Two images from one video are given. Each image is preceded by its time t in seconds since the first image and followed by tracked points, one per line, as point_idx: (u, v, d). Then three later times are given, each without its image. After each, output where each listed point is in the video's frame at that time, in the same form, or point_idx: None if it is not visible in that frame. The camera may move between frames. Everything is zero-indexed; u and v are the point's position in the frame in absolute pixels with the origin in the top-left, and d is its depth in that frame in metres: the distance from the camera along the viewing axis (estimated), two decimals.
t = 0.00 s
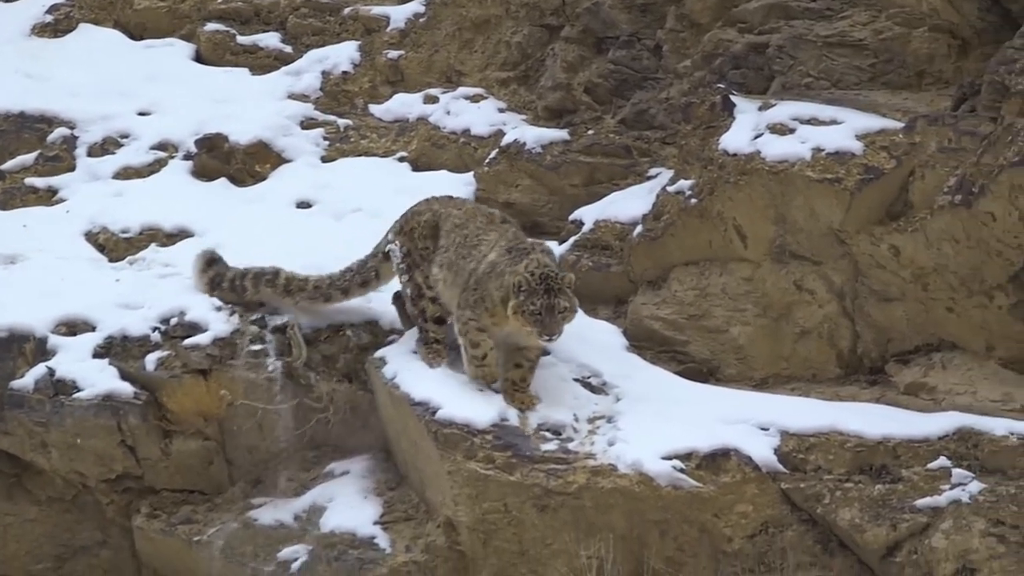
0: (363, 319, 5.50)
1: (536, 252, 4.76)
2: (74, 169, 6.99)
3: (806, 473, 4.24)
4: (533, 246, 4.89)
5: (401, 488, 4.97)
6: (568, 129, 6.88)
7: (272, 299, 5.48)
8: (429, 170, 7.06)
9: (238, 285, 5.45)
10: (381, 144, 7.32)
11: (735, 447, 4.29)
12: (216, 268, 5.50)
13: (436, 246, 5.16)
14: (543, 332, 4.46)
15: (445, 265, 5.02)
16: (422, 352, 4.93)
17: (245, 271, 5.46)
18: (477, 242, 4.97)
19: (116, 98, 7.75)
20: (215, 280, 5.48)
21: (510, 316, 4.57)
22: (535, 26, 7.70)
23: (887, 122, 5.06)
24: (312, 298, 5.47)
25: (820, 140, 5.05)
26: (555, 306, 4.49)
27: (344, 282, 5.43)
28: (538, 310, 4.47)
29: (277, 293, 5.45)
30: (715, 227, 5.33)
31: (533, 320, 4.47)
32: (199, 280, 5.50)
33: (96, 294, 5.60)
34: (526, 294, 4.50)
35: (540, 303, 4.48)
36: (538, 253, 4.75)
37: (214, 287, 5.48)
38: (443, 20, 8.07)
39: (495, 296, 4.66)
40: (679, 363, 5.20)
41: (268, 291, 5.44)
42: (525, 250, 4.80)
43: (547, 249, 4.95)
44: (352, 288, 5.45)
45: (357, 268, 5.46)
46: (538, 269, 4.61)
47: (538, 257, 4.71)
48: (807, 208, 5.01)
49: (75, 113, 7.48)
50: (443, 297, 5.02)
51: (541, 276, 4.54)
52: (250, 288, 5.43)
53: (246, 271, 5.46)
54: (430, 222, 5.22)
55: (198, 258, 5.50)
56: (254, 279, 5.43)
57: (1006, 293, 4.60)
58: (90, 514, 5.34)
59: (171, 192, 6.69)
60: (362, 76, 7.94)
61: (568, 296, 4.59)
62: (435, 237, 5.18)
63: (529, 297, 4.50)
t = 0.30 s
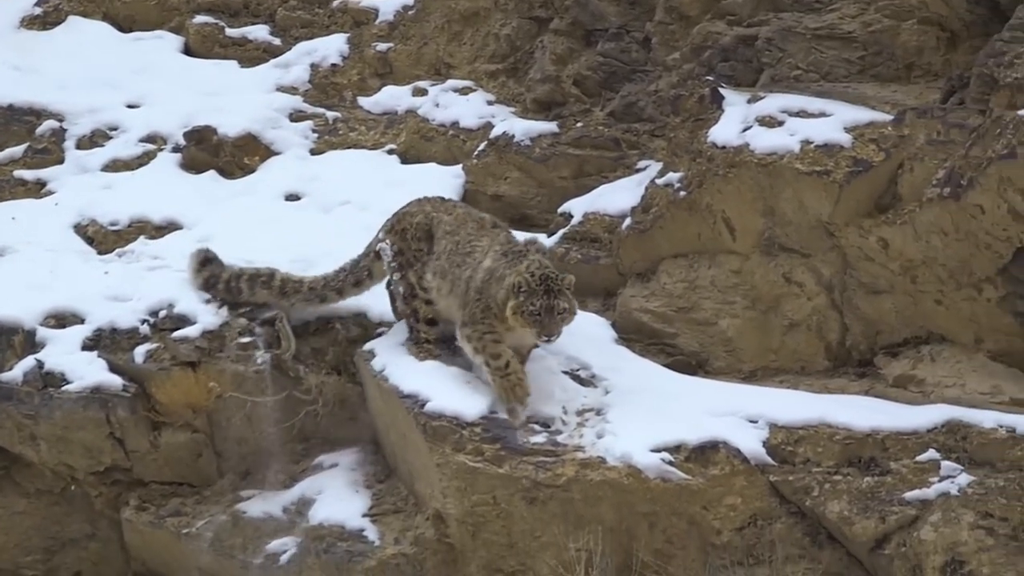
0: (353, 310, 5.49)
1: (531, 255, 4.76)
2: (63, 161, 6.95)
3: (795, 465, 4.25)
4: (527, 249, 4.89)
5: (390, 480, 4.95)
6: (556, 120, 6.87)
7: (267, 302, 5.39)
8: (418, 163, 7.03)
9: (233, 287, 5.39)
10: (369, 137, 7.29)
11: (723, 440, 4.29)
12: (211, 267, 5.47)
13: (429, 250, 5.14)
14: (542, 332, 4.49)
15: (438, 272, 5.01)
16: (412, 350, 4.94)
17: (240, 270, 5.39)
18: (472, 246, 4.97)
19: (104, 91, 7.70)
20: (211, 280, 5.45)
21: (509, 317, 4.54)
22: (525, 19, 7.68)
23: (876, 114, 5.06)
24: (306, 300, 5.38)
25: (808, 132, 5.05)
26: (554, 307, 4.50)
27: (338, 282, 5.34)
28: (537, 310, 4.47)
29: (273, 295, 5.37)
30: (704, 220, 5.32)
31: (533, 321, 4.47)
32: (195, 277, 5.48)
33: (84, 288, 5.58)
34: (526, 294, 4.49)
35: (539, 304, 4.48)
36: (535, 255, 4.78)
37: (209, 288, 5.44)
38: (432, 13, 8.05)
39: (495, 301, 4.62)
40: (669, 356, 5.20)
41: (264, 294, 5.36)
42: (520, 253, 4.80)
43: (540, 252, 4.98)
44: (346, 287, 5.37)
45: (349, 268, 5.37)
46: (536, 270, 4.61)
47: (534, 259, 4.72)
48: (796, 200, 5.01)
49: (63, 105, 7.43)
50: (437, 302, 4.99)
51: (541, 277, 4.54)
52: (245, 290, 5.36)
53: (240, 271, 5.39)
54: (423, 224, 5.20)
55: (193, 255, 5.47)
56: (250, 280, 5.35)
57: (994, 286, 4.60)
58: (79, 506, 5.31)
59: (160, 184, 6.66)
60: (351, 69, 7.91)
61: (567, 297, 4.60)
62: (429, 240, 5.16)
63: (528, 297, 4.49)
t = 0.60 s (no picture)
0: (346, 304, 5.48)
1: (530, 256, 4.71)
2: (55, 155, 6.93)
3: (788, 459, 4.25)
4: (525, 250, 4.82)
5: (382, 474, 4.94)
6: (549, 114, 6.87)
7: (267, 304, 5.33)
8: (410, 157, 7.01)
9: (231, 289, 5.31)
10: (362, 131, 7.27)
11: (716, 434, 4.30)
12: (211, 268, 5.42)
13: (426, 251, 5.07)
14: (545, 332, 4.45)
15: (432, 276, 4.97)
16: (405, 345, 4.92)
17: (240, 271, 5.33)
18: (468, 248, 4.92)
19: (97, 85, 7.67)
20: (210, 281, 5.37)
21: (511, 318, 4.48)
22: (517, 12, 7.69)
23: (868, 108, 5.07)
24: (305, 300, 5.29)
25: (802, 126, 5.05)
26: (557, 306, 4.44)
27: (336, 280, 5.24)
28: (540, 309, 4.42)
29: (272, 296, 5.30)
30: (697, 214, 5.32)
31: (534, 319, 4.42)
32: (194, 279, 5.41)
33: (77, 282, 5.57)
34: (528, 293, 4.43)
35: (542, 303, 4.42)
36: (534, 256, 4.72)
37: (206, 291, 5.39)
38: (425, 7, 8.03)
39: (499, 305, 4.56)
40: (661, 350, 5.20)
41: (264, 295, 5.30)
42: (519, 254, 4.74)
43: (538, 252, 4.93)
44: (343, 284, 5.28)
45: (347, 262, 5.27)
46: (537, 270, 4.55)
47: (532, 259, 4.65)
48: (789, 194, 5.01)
49: (56, 99, 7.41)
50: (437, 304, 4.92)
51: (543, 277, 4.47)
52: (244, 292, 5.29)
53: (240, 272, 5.33)
54: (419, 222, 5.14)
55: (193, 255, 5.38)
56: (248, 282, 5.30)
57: (987, 280, 4.61)
58: (72, 500, 5.30)
59: (154, 178, 6.65)
60: (344, 63, 7.88)
61: (570, 297, 4.54)
62: (426, 240, 5.09)
63: (531, 297, 4.43)
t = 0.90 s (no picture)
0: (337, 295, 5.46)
1: (530, 260, 4.71)
2: (45, 145, 6.89)
3: (777, 450, 4.26)
4: (522, 253, 4.83)
5: (372, 464, 4.92)
6: (539, 104, 6.85)
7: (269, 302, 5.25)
8: (401, 147, 6.98)
9: (233, 287, 5.26)
10: (352, 121, 7.24)
11: (706, 424, 4.30)
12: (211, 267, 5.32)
13: (420, 246, 5.04)
14: (547, 337, 4.44)
15: (424, 270, 4.94)
16: (395, 335, 4.93)
17: (241, 270, 5.27)
18: (464, 247, 4.89)
19: (87, 74, 7.63)
20: (212, 280, 5.28)
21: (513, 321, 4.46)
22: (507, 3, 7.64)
23: (859, 98, 5.07)
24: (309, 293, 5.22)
25: (791, 116, 5.06)
26: (559, 311, 4.44)
27: (338, 269, 5.17)
28: (543, 314, 4.41)
29: (274, 293, 5.23)
30: (687, 204, 5.32)
31: (539, 325, 4.41)
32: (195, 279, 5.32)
33: (68, 272, 5.55)
34: (531, 297, 4.42)
35: (545, 307, 4.42)
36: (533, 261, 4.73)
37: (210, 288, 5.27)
38: None
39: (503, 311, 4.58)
40: (652, 340, 5.19)
41: (265, 292, 5.23)
42: (517, 259, 4.75)
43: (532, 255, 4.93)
44: (346, 273, 5.22)
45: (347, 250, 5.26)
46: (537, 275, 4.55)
47: (532, 264, 4.65)
48: (779, 184, 5.01)
49: (46, 89, 7.37)
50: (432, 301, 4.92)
51: (546, 282, 4.47)
52: (247, 291, 5.25)
53: (241, 271, 5.27)
54: (416, 214, 5.12)
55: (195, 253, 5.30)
56: (249, 281, 5.25)
57: (977, 269, 4.64)
58: (62, 490, 5.27)
59: (144, 168, 6.61)
60: (334, 53, 7.87)
61: (572, 302, 4.55)
62: (422, 233, 5.07)
63: (533, 301, 4.42)
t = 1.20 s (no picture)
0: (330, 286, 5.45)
1: (532, 261, 4.66)
2: (39, 136, 6.87)
3: (771, 440, 4.26)
4: (524, 253, 4.77)
5: (366, 455, 4.91)
6: (532, 95, 6.83)
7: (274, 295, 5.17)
8: (394, 137, 6.97)
9: (239, 278, 5.17)
10: (346, 112, 7.22)
11: (700, 415, 4.30)
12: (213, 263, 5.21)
13: (420, 237, 5.01)
14: (548, 343, 4.40)
15: (424, 263, 4.92)
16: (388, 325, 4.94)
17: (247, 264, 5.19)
18: (463, 242, 4.87)
19: (81, 65, 7.60)
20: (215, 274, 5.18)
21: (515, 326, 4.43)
22: None
23: (852, 89, 5.07)
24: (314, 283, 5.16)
25: (785, 108, 5.05)
26: (561, 317, 4.40)
27: (342, 257, 5.14)
28: (544, 320, 4.37)
29: (279, 285, 5.14)
30: (680, 194, 5.31)
31: (540, 330, 4.38)
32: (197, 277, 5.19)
33: (61, 262, 5.53)
34: (532, 303, 4.39)
35: (546, 314, 4.37)
36: (535, 261, 4.68)
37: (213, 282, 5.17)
38: None
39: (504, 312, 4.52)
40: (645, 330, 5.21)
41: (270, 285, 5.14)
42: (519, 257, 4.69)
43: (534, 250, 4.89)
44: (350, 262, 5.17)
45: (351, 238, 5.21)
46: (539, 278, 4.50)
47: (533, 266, 4.60)
48: (772, 174, 5.01)
49: (39, 80, 7.34)
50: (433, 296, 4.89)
51: (548, 287, 4.43)
52: (251, 283, 5.15)
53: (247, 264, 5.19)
54: (416, 206, 5.08)
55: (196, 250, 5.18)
56: (255, 272, 5.15)
57: (971, 260, 4.64)
58: (56, 481, 5.26)
59: (138, 159, 6.59)
60: (328, 43, 7.86)
61: (574, 307, 4.50)
62: (421, 226, 5.03)
63: (535, 307, 4.38)
